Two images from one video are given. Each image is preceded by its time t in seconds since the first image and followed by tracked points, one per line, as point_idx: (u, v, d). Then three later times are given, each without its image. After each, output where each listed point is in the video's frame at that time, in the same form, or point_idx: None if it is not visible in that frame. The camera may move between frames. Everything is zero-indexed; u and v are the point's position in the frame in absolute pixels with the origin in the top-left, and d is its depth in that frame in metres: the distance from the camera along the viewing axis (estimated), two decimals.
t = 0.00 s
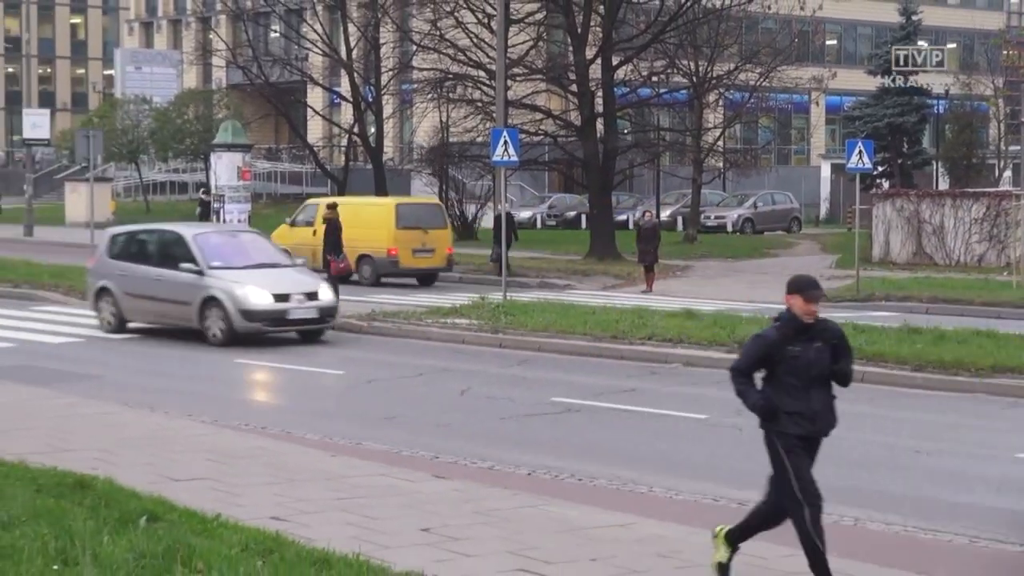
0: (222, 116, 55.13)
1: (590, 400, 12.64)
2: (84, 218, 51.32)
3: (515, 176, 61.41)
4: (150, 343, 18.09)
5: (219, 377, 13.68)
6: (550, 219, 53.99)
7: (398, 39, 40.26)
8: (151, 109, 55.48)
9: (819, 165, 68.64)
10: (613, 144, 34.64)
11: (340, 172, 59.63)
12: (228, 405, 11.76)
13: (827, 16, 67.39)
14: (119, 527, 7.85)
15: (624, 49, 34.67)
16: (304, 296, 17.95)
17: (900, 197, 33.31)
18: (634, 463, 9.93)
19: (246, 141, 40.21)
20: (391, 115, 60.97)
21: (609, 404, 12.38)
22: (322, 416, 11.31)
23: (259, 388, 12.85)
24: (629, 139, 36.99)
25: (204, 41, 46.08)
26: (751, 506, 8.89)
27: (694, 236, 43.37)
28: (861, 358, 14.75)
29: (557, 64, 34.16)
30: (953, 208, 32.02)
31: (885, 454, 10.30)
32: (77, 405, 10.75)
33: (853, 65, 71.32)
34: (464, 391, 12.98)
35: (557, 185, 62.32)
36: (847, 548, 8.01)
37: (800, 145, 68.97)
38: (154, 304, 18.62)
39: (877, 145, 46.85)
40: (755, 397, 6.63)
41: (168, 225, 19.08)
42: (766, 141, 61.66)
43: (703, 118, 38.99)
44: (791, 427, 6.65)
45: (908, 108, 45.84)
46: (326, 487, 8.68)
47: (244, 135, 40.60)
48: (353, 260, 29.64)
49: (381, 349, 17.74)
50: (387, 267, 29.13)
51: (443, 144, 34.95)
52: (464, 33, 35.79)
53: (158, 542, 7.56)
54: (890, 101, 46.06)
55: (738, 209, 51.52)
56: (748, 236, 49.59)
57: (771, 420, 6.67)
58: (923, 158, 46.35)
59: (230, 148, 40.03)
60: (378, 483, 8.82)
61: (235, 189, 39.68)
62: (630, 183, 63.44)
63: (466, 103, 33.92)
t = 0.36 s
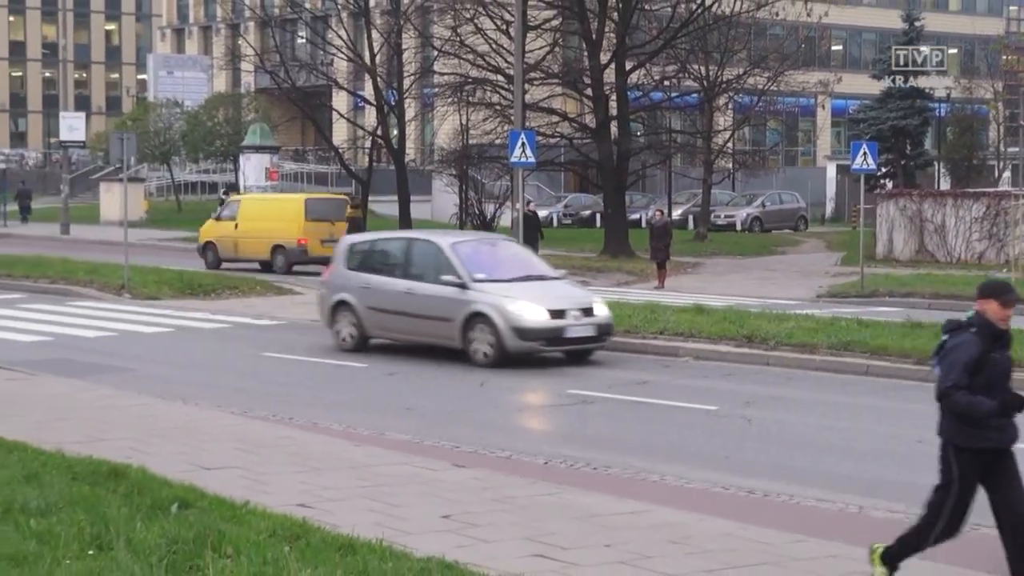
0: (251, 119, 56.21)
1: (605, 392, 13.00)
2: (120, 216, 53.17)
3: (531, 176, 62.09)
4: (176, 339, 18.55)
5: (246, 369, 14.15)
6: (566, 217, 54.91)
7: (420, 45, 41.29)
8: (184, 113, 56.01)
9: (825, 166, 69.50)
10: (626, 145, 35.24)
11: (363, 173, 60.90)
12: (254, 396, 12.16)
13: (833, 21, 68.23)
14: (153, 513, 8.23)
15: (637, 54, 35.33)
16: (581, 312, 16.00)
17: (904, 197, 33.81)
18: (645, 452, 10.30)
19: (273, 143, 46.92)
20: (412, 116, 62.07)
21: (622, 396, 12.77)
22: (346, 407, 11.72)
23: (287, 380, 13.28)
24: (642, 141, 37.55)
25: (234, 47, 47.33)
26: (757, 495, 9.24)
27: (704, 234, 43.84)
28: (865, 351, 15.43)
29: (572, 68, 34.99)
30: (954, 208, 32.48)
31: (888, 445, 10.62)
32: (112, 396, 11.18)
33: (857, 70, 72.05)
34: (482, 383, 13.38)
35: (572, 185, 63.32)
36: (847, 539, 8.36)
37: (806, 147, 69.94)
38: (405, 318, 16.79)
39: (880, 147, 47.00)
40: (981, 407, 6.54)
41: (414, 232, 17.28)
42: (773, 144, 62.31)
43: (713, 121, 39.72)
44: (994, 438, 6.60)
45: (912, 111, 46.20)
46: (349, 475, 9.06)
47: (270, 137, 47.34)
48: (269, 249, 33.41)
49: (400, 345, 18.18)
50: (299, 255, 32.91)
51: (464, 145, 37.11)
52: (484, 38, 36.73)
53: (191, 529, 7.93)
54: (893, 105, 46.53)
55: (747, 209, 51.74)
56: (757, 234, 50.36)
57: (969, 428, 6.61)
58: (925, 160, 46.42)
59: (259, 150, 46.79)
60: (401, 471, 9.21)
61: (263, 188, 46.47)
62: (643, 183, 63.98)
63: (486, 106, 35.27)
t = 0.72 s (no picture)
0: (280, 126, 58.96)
1: (622, 388, 13.37)
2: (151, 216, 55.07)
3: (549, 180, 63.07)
4: (205, 339, 19.07)
5: (272, 367, 14.58)
6: (581, 220, 55.79)
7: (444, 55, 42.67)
8: (214, 118, 59.63)
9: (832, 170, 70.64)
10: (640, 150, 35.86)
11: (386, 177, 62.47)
12: (283, 392, 12.59)
13: (838, 30, 69.63)
14: (185, 503, 8.60)
15: (649, 63, 35.94)
16: (928, 335, 13.64)
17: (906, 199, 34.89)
18: (661, 445, 10.66)
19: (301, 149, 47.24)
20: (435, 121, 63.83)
21: (636, 391, 13.17)
22: (371, 401, 12.17)
23: (313, 376, 13.72)
24: (655, 147, 38.11)
25: (261, 56, 48.91)
26: (766, 486, 9.57)
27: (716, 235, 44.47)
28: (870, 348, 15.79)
29: (588, 76, 35.77)
30: (957, 208, 33.59)
31: (895, 439, 10.93)
32: (147, 391, 11.62)
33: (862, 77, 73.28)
34: (501, 378, 13.83)
35: (588, 188, 64.57)
36: (854, 531, 8.67)
37: (813, 152, 71.18)
38: (711, 343, 14.66)
39: (885, 151, 49.41)
40: None
41: (719, 244, 15.17)
42: (782, 149, 63.30)
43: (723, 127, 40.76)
44: None
45: (914, 117, 48.34)
46: (374, 468, 9.43)
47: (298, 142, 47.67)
48: (205, 246, 35.84)
49: (421, 343, 18.63)
50: (231, 250, 35.28)
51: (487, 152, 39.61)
52: (503, 48, 38.03)
53: (221, 518, 8.29)
54: (897, 111, 48.74)
55: (756, 210, 52.16)
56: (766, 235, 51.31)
57: None
58: (928, 163, 48.70)
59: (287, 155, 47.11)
60: (424, 463, 9.60)
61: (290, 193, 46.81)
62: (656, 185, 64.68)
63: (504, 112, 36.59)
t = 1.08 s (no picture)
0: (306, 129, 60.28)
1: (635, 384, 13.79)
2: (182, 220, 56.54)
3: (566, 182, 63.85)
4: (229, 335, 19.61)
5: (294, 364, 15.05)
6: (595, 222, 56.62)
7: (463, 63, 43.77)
8: (243, 124, 60.68)
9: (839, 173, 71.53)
10: (653, 154, 36.16)
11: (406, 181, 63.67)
12: (309, 389, 13.05)
13: (844, 38, 70.84)
14: (214, 492, 8.99)
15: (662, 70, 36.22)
16: None
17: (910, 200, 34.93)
18: (672, 438, 11.05)
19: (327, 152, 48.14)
20: (455, 125, 65.37)
21: (649, 386, 13.56)
22: (394, 396, 12.60)
23: (338, 374, 14.20)
24: (666, 150, 38.49)
25: (287, 66, 50.24)
26: (772, 477, 9.93)
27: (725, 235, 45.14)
28: (874, 345, 16.28)
29: (602, 83, 36.29)
30: (958, 211, 34.10)
31: (897, 431, 11.30)
32: (178, 386, 12.08)
33: (868, 83, 74.41)
34: (518, 375, 14.24)
35: (602, 191, 65.48)
36: (856, 520, 9.03)
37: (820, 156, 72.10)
38: None
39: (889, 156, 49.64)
40: None
41: None
42: (789, 152, 64.13)
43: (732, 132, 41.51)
44: None
45: (918, 121, 48.56)
46: (398, 460, 9.83)
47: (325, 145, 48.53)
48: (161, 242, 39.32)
49: (441, 341, 19.12)
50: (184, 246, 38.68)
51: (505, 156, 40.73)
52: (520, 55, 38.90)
53: (250, 507, 8.66)
54: (900, 116, 48.88)
55: (764, 212, 52.55)
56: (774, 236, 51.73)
57: None
58: (931, 167, 49.06)
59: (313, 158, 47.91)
60: (446, 455, 10.00)
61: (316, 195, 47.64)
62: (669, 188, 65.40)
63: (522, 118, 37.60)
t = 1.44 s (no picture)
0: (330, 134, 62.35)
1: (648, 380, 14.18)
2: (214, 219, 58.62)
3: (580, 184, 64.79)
4: (251, 331, 20.13)
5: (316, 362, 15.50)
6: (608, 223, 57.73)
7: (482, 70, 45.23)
8: (270, 128, 62.96)
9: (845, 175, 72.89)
10: (664, 157, 36.50)
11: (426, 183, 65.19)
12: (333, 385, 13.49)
13: (848, 45, 72.51)
14: (241, 482, 9.37)
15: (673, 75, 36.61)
16: None
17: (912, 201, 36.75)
18: (683, 431, 11.42)
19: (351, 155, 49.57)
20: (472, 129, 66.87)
21: (661, 382, 13.97)
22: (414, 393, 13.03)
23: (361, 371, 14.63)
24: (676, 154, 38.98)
25: (313, 73, 51.87)
26: (780, 468, 10.28)
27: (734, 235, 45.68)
28: (876, 340, 16.61)
29: (615, 89, 36.73)
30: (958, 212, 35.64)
31: (901, 424, 11.64)
32: (208, 381, 12.52)
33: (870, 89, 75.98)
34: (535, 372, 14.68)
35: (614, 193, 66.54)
36: (859, 510, 9.37)
37: (825, 158, 73.53)
38: None
39: (891, 159, 51.35)
40: None
41: None
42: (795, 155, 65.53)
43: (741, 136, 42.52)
44: None
45: (919, 126, 50.20)
46: (420, 452, 10.21)
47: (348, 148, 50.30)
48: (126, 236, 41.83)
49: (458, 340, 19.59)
50: (145, 239, 41.25)
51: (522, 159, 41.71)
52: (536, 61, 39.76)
53: (276, 496, 9.02)
54: (902, 120, 50.57)
55: (771, 213, 52.90)
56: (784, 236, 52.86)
57: None
58: (932, 169, 50.64)
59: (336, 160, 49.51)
60: (464, 447, 10.40)
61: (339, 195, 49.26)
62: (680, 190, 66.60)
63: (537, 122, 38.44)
